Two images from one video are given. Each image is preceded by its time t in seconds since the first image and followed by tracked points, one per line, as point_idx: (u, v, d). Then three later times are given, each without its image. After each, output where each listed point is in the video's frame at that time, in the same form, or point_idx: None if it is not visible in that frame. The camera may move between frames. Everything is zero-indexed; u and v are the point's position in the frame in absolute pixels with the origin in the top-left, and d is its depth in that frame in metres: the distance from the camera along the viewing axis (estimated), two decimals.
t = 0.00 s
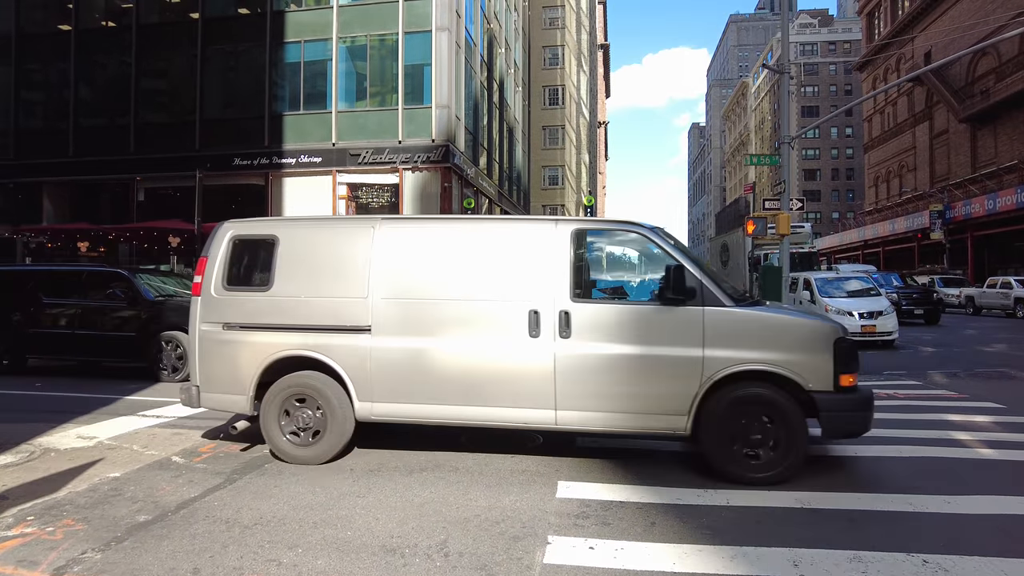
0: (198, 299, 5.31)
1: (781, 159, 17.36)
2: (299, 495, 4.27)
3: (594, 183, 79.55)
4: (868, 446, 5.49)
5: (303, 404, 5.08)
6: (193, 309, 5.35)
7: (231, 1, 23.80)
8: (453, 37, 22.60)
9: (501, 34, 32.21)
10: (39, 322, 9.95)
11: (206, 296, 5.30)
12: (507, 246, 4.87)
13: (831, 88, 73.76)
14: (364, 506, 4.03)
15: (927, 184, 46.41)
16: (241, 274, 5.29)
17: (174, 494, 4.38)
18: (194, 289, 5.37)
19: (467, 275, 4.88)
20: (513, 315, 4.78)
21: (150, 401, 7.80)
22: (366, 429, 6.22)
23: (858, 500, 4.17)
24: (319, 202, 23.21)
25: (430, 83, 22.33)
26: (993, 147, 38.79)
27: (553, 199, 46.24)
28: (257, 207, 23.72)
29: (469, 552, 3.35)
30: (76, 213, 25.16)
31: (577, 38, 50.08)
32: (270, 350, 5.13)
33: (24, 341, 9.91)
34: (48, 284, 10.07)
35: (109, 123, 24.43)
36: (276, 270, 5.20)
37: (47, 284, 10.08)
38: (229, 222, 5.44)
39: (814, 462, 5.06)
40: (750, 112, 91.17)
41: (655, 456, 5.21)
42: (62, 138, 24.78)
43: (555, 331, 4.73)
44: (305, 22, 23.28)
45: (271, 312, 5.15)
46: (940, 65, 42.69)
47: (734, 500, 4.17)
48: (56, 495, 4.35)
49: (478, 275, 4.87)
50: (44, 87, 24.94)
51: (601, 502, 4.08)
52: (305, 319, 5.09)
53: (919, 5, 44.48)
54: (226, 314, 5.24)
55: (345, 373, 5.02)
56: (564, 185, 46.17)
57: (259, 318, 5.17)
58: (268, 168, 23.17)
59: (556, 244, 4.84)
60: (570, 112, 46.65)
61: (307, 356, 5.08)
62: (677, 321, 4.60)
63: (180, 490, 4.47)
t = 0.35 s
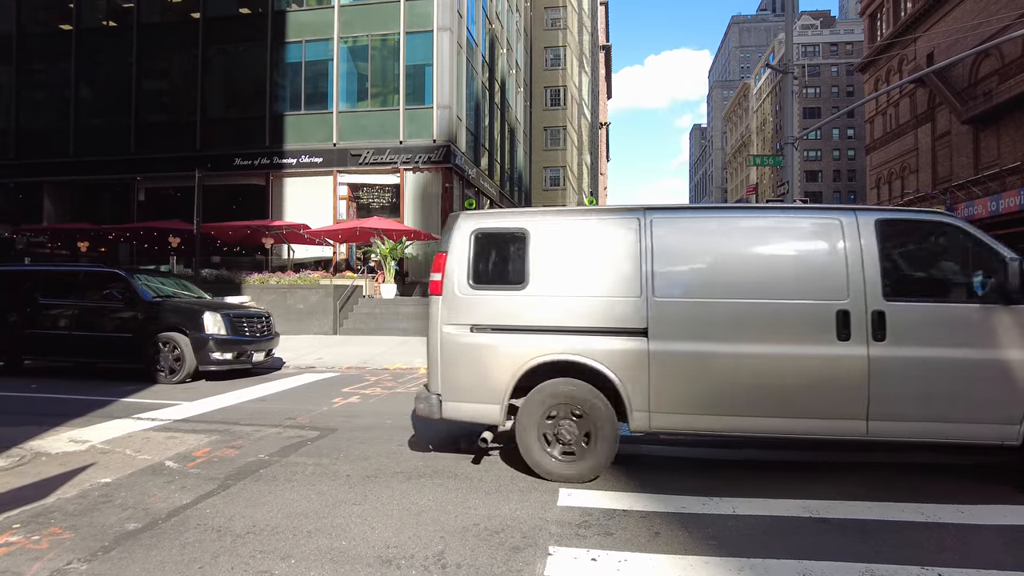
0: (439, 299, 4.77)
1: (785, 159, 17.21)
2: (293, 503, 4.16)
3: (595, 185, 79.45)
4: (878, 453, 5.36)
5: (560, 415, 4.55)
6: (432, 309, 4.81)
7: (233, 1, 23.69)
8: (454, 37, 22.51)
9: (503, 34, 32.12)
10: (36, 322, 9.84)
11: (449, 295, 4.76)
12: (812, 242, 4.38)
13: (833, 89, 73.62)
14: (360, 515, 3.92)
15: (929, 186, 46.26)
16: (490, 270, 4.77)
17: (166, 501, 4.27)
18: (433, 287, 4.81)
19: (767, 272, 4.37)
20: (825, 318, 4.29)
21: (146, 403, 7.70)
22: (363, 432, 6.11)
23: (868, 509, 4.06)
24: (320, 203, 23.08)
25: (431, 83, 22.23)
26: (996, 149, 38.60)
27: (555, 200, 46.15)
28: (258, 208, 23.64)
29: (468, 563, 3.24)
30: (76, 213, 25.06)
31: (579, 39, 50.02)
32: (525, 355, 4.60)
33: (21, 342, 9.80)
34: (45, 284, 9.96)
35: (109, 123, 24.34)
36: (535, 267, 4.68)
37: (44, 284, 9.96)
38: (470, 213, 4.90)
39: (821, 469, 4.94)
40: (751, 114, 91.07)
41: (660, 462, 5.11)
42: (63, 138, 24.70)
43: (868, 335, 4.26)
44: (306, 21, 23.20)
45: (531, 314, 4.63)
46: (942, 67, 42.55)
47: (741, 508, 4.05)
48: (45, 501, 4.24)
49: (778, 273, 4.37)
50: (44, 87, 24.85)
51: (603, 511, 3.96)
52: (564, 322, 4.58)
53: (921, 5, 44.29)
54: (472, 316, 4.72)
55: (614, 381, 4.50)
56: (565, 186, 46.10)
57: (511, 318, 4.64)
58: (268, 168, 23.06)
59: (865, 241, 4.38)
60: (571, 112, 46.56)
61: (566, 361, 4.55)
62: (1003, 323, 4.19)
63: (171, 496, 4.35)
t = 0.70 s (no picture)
0: (726, 300, 4.44)
1: (785, 160, 17.15)
2: (285, 508, 4.09)
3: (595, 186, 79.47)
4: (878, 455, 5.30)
5: (866, 423, 4.25)
6: (715, 312, 4.48)
7: (232, 2, 23.63)
8: (454, 38, 22.45)
9: (502, 35, 32.07)
10: (32, 324, 9.77)
11: (740, 294, 4.43)
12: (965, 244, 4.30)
13: (833, 90, 73.58)
14: (354, 519, 3.86)
15: (929, 187, 46.23)
16: (781, 267, 4.48)
17: (157, 505, 4.20)
18: (719, 287, 4.48)
19: (929, 277, 4.28)
20: (964, 323, 4.20)
21: (140, 406, 7.63)
22: (359, 435, 6.04)
23: (869, 513, 4.00)
24: (318, 206, 23.01)
25: (431, 84, 22.19)
26: (997, 150, 38.53)
27: (554, 201, 46.11)
28: (257, 209, 23.60)
29: (463, 569, 3.18)
30: (75, 214, 25.02)
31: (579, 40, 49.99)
32: (768, 360, 4.37)
33: (16, 344, 9.73)
34: (42, 286, 9.88)
35: (109, 125, 24.28)
36: (833, 268, 4.39)
37: (41, 286, 9.88)
38: (749, 207, 4.61)
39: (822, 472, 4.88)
40: (751, 115, 91.05)
41: (659, 465, 5.05)
42: (62, 140, 24.64)
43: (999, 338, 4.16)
44: (304, 22, 23.12)
45: (823, 320, 4.33)
46: (942, 68, 42.52)
47: (740, 513, 3.99)
48: (34, 506, 4.18)
49: (939, 277, 4.28)
50: (43, 88, 24.79)
51: (601, 515, 3.90)
52: (847, 326, 4.29)
53: (922, 6, 44.24)
54: (765, 318, 4.40)
55: (931, 386, 4.18)
56: (565, 188, 46.10)
57: (811, 322, 4.34)
58: (268, 169, 23.00)
59: (1002, 239, 4.32)
60: (571, 114, 46.52)
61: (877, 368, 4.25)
62: None
63: (163, 500, 4.29)
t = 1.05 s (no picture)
0: None
1: (786, 160, 17.13)
2: (281, 509, 4.08)
3: (595, 187, 79.42)
4: (877, 457, 5.26)
5: None
6: None
7: (232, 3, 23.61)
8: (454, 38, 22.44)
9: (502, 36, 32.02)
10: (30, 325, 9.74)
11: None
12: None
13: (833, 91, 73.49)
14: (350, 521, 3.84)
15: (930, 187, 46.21)
16: None
17: (152, 507, 4.18)
18: None
19: None
20: None
21: (138, 407, 7.61)
22: (356, 436, 6.03)
23: (868, 515, 3.98)
24: (318, 206, 22.99)
25: (431, 85, 22.18)
26: (997, 150, 38.49)
27: (554, 201, 46.08)
28: (257, 210, 23.59)
29: (460, 571, 3.16)
30: (75, 216, 25.02)
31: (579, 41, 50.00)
32: None
33: (15, 345, 9.71)
34: (40, 287, 9.87)
35: (108, 126, 24.28)
36: None
37: (39, 287, 9.87)
38: None
39: (822, 473, 4.85)
40: (751, 116, 91.00)
41: (658, 466, 5.03)
42: (62, 141, 24.62)
43: None
44: (304, 23, 23.11)
45: None
46: (942, 68, 42.52)
47: (739, 514, 3.96)
48: (29, 508, 4.16)
49: None
50: (43, 90, 24.79)
51: (599, 517, 3.88)
52: None
53: (922, 7, 44.22)
54: None
55: None
56: (565, 188, 46.06)
57: None
58: (267, 170, 22.99)
59: None
60: (571, 114, 46.49)
61: None
62: None
63: (159, 502, 4.27)
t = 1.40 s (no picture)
0: None
1: (786, 160, 17.13)
2: (280, 509, 4.09)
3: (596, 187, 79.42)
4: (872, 458, 5.27)
5: None
6: None
7: (232, 4, 23.62)
8: (454, 39, 22.45)
9: (502, 36, 32.04)
10: (30, 325, 9.74)
11: None
12: None
13: (833, 91, 73.48)
14: (348, 521, 3.85)
15: (930, 188, 46.21)
16: None
17: (151, 508, 4.18)
18: None
19: None
20: None
21: (138, 407, 7.61)
22: (355, 437, 6.04)
23: (864, 515, 3.98)
24: (318, 207, 23.00)
25: (431, 86, 22.19)
26: (997, 150, 38.49)
27: (554, 202, 46.09)
28: (257, 211, 23.61)
29: (456, 571, 3.17)
30: (76, 216, 25.05)
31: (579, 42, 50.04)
32: None
33: (14, 345, 9.71)
34: (40, 287, 9.87)
35: (108, 126, 24.29)
36: None
37: (39, 287, 9.87)
38: None
39: (818, 474, 4.87)
40: (752, 116, 91.00)
41: (655, 466, 5.04)
42: (62, 141, 24.64)
43: None
44: (304, 24, 23.11)
45: None
46: (943, 69, 42.54)
47: (736, 515, 3.97)
48: (28, 508, 4.16)
49: None
50: (44, 90, 24.80)
51: (597, 517, 3.89)
52: None
53: (922, 7, 44.24)
54: None
55: None
56: (565, 189, 46.05)
57: None
58: (267, 171, 23.00)
59: None
60: (571, 115, 46.50)
61: None
62: None
63: (157, 502, 4.27)
